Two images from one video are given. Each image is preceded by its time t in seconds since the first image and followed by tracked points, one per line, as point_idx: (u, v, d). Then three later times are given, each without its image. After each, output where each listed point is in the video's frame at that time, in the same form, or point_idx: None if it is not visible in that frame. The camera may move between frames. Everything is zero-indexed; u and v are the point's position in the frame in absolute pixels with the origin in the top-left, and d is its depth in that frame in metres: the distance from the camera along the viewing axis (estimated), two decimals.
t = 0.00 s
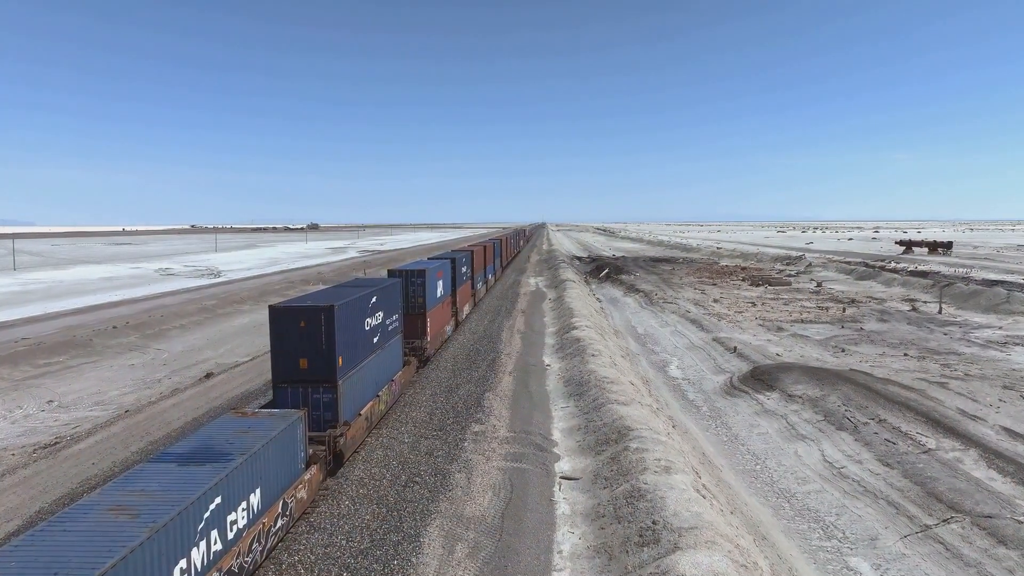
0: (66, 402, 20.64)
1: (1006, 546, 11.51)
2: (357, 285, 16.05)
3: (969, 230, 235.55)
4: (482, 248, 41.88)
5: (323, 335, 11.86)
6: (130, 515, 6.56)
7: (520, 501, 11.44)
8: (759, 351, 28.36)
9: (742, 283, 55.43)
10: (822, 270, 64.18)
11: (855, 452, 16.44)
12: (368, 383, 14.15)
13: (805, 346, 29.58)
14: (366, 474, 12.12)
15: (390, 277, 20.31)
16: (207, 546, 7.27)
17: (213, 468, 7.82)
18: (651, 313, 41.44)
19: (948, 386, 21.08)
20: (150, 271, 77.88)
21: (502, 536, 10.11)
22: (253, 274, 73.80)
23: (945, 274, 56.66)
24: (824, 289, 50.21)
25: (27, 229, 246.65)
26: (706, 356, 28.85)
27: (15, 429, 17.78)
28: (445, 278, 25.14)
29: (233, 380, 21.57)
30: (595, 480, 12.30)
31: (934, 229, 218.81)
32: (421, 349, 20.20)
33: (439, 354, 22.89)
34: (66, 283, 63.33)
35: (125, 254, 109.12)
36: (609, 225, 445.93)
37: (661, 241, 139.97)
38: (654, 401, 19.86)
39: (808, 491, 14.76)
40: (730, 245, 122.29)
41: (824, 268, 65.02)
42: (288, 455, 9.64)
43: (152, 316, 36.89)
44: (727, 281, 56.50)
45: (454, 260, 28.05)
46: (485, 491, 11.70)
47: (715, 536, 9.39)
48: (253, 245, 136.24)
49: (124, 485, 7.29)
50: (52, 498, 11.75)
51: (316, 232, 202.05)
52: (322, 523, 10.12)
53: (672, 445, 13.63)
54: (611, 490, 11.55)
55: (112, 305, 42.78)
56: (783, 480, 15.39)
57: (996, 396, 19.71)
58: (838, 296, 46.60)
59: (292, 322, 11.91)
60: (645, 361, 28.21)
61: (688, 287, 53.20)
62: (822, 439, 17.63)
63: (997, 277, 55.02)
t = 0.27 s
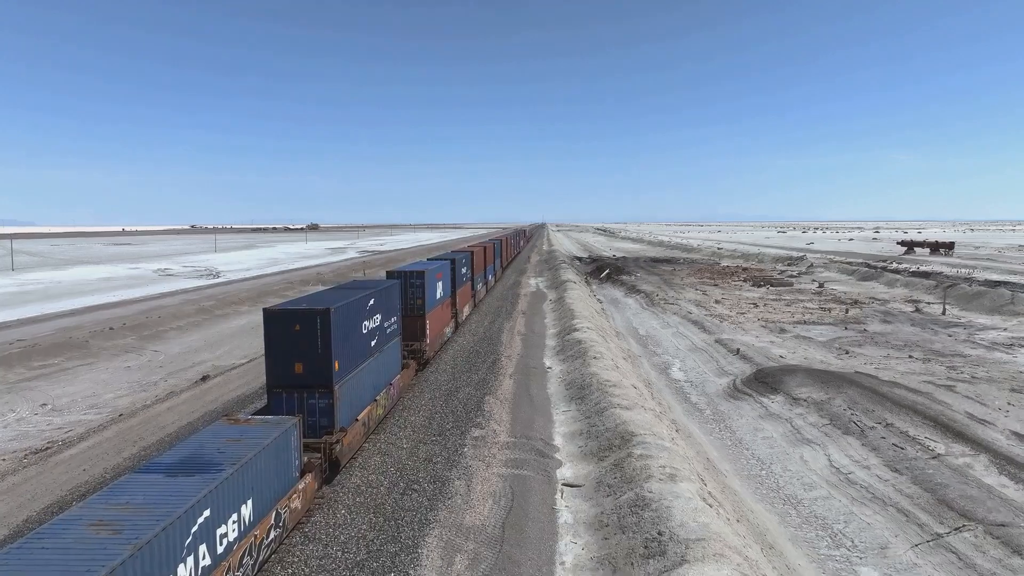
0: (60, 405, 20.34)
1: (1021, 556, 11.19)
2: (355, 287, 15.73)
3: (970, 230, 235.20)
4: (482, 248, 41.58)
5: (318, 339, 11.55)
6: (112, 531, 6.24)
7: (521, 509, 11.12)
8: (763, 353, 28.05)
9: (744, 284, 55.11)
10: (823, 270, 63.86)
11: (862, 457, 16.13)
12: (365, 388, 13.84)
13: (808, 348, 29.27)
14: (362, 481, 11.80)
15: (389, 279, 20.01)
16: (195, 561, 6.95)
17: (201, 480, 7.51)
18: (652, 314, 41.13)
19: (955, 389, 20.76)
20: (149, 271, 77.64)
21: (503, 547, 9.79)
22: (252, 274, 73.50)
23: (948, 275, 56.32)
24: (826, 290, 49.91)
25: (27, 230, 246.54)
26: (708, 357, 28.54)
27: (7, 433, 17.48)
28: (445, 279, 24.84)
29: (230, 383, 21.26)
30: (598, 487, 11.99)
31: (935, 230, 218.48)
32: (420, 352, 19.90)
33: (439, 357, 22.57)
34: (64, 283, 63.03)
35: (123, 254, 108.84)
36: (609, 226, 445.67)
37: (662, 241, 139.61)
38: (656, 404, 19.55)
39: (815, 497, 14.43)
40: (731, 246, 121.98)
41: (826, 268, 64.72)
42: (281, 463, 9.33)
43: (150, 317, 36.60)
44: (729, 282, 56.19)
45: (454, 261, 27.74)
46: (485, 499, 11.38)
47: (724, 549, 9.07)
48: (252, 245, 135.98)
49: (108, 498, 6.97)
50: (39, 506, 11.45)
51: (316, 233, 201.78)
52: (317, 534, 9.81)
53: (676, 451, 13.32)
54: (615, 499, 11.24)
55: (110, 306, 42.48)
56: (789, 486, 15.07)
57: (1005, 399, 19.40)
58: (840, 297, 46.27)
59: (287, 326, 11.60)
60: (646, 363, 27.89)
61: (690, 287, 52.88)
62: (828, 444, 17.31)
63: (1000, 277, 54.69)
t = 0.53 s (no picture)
0: (53, 408, 20.03)
1: None
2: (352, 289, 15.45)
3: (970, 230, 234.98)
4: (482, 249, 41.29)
5: (313, 343, 11.26)
6: (93, 547, 5.94)
7: (522, 517, 10.82)
8: (766, 355, 27.75)
9: (745, 284, 54.81)
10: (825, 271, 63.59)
11: (869, 462, 15.84)
12: (362, 392, 13.56)
13: (811, 349, 28.98)
14: (359, 488, 11.50)
15: (388, 280, 19.73)
16: None
17: (189, 490, 7.21)
18: (653, 315, 40.84)
19: (962, 392, 20.46)
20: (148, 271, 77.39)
21: (503, 558, 9.48)
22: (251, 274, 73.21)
23: (951, 275, 56.02)
24: (828, 291, 49.61)
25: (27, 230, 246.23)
26: (710, 359, 28.25)
27: None
28: (444, 281, 24.56)
29: (226, 385, 20.96)
30: (601, 494, 11.69)
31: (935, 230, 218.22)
32: (419, 355, 19.61)
33: (438, 359, 22.27)
34: (62, 283, 62.72)
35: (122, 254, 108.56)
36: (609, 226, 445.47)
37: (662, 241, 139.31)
38: (659, 407, 19.26)
39: (822, 503, 14.12)
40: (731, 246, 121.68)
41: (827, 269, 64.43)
42: (275, 472, 9.04)
43: (147, 318, 36.30)
44: (730, 282, 55.89)
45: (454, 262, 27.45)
46: (484, 507, 11.08)
47: (732, 561, 8.77)
48: (251, 245, 135.73)
49: (90, 510, 6.67)
50: (27, 514, 11.16)
51: (316, 233, 201.51)
52: (312, 544, 9.51)
53: (681, 457, 13.02)
54: (618, 507, 10.94)
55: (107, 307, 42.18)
56: (795, 491, 14.76)
57: (1013, 402, 19.10)
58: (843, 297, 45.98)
59: (281, 329, 11.32)
60: (648, 365, 27.59)
61: (691, 288, 52.58)
62: (834, 448, 17.01)
63: (1003, 278, 54.40)
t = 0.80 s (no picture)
0: (47, 411, 19.75)
1: None
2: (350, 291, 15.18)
3: (970, 230, 234.69)
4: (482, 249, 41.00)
5: (308, 346, 10.98)
6: (73, 563, 5.67)
7: (522, 525, 10.54)
8: (768, 356, 27.46)
9: (746, 285, 54.52)
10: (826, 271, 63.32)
11: (876, 466, 15.56)
12: (359, 396, 13.28)
13: (815, 351, 28.69)
14: (355, 496, 11.23)
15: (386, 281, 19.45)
16: None
17: (177, 501, 6.94)
18: (655, 316, 40.56)
19: (968, 395, 20.18)
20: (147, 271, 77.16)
21: (503, 568, 9.21)
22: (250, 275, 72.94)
23: (953, 276, 55.75)
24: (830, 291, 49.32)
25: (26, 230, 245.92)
26: (712, 361, 27.97)
27: None
28: (444, 282, 24.28)
29: (222, 388, 20.67)
30: (603, 501, 11.42)
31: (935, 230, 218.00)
32: (418, 357, 19.32)
33: (437, 361, 21.98)
34: (60, 284, 62.46)
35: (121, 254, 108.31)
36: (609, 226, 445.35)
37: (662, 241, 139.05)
38: (661, 410, 18.98)
39: (828, 509, 13.84)
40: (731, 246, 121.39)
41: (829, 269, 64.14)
42: (267, 480, 8.77)
43: (144, 319, 36.01)
44: (731, 283, 55.61)
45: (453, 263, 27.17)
46: (484, 514, 10.80)
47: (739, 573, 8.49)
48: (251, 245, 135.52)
49: (72, 523, 6.40)
50: (15, 522, 10.88)
51: (316, 233, 201.25)
52: (306, 554, 9.24)
53: (684, 463, 12.74)
54: (621, 514, 10.66)
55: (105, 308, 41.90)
56: (800, 497, 14.48)
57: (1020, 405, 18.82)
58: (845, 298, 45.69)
59: (275, 332, 11.04)
60: (649, 367, 27.31)
61: (692, 288, 52.30)
62: (840, 452, 16.73)
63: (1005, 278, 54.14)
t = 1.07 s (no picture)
0: (41, 413, 19.49)
1: None
2: (347, 292, 14.92)
3: (970, 230, 234.52)
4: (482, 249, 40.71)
5: (304, 349, 10.72)
6: None
7: (522, 533, 10.28)
8: (771, 358, 27.19)
9: (747, 285, 54.26)
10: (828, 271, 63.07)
11: (882, 470, 15.30)
12: (356, 399, 13.02)
13: (817, 352, 28.43)
14: (351, 502, 10.97)
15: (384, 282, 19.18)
16: None
17: (164, 512, 6.67)
18: (656, 316, 40.28)
19: (975, 397, 19.92)
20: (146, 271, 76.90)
21: None
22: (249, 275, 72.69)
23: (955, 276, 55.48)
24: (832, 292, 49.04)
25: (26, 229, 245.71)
26: (714, 362, 27.70)
27: None
28: (443, 282, 24.02)
29: (218, 390, 20.41)
30: (605, 508, 11.15)
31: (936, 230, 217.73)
32: (417, 359, 19.05)
33: (436, 363, 21.71)
34: (58, 284, 62.20)
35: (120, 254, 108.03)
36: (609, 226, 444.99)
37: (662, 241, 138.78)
38: (663, 413, 18.71)
39: (834, 514, 13.57)
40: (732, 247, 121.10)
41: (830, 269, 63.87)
42: (260, 487, 8.50)
43: (142, 319, 35.74)
44: (732, 283, 55.33)
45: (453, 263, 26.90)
46: (483, 521, 10.54)
47: None
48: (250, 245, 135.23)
49: (54, 537, 6.13)
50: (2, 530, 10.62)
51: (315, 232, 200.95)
52: (300, 564, 8.99)
53: (688, 468, 12.49)
54: (624, 522, 10.40)
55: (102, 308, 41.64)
56: (805, 502, 14.22)
57: None
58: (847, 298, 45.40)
59: (270, 335, 10.78)
60: (651, 368, 27.04)
61: (693, 289, 52.02)
62: (845, 455, 16.46)
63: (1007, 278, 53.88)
